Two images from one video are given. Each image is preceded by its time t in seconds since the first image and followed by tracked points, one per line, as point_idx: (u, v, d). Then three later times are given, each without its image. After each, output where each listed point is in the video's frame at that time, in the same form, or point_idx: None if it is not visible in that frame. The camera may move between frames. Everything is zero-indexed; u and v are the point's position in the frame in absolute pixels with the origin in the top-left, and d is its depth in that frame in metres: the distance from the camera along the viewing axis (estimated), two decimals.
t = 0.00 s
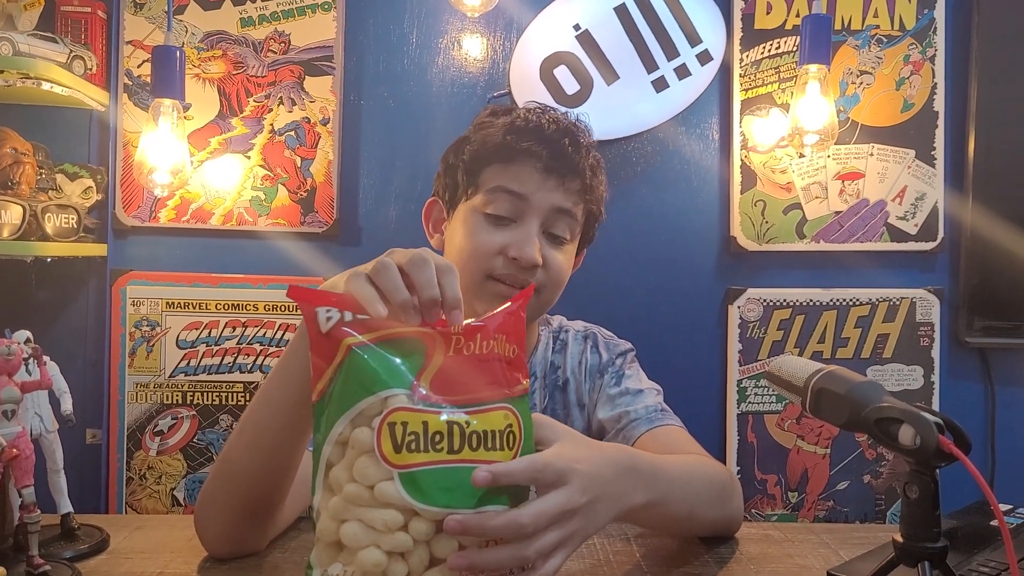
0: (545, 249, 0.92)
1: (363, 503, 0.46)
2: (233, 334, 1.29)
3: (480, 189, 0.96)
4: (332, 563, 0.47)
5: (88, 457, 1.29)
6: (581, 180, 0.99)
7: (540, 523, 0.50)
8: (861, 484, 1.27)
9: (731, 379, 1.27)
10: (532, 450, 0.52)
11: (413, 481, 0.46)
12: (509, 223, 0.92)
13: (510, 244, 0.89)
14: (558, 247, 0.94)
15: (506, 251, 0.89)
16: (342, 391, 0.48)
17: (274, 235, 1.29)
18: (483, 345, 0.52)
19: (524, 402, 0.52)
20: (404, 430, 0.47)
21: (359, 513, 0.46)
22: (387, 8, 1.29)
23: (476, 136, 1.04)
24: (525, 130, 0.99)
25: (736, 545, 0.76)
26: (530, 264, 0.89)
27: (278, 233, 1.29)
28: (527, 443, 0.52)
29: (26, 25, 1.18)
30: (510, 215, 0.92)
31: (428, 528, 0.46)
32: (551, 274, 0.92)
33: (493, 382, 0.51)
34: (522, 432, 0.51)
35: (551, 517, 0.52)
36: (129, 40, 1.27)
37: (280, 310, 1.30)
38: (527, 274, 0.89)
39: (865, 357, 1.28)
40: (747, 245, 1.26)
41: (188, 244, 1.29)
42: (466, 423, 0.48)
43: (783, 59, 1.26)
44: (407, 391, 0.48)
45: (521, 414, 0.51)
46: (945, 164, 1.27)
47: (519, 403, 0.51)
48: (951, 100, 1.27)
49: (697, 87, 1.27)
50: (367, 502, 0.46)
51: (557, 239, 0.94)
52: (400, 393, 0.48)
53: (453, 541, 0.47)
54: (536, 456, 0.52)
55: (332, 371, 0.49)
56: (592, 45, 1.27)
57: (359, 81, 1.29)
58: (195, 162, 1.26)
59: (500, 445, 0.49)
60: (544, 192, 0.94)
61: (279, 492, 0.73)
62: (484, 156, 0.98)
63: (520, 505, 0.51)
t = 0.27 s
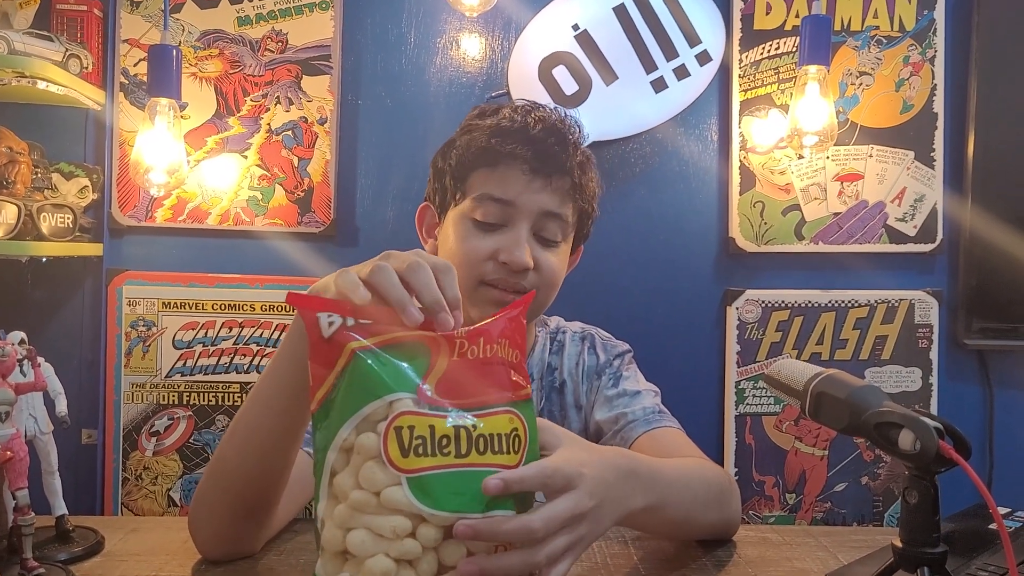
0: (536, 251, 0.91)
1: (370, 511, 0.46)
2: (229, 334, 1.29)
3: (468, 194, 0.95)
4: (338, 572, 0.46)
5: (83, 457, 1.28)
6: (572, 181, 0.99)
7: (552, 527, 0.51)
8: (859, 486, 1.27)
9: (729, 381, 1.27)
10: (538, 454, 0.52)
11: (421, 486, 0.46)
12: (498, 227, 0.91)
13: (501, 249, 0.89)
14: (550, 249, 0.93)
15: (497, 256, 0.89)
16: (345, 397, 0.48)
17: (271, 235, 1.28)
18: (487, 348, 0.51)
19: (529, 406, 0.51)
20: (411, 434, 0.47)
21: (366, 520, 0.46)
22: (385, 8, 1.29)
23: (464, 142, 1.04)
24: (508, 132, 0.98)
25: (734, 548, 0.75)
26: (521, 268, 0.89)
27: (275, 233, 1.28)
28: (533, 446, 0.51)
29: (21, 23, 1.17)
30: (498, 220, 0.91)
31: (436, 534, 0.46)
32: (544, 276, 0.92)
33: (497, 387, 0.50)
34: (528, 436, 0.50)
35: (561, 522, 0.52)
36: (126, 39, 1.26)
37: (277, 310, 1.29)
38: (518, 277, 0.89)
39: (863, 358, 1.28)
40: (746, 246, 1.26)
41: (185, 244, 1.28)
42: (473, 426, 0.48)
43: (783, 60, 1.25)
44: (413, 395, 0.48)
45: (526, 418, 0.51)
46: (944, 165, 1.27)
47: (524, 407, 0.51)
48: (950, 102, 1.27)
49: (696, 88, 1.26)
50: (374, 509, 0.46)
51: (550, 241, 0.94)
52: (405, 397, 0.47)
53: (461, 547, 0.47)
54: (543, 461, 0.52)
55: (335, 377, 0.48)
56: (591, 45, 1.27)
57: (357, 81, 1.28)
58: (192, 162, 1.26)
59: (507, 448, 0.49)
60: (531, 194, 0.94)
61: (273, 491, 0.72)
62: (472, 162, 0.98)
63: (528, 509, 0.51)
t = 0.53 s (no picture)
0: (536, 250, 0.91)
1: (378, 513, 0.45)
2: (228, 333, 1.28)
3: (471, 194, 0.96)
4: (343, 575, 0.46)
5: (82, 455, 1.28)
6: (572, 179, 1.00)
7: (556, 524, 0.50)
8: (859, 486, 1.27)
9: (729, 380, 1.27)
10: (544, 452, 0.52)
11: (432, 490, 0.46)
12: (496, 228, 0.91)
13: (500, 250, 0.88)
14: (550, 248, 0.93)
15: (497, 257, 0.88)
16: (355, 397, 0.47)
17: (270, 233, 1.28)
18: (495, 351, 0.51)
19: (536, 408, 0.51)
20: (423, 437, 0.46)
21: (374, 523, 0.45)
22: (385, 5, 1.28)
23: (458, 144, 1.06)
24: (503, 132, 1.00)
25: (735, 548, 0.75)
26: (521, 267, 0.88)
27: (274, 232, 1.28)
28: (539, 445, 0.51)
29: (19, 19, 1.19)
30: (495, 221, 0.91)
31: (445, 538, 0.45)
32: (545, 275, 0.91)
33: (507, 390, 0.50)
34: (536, 440, 0.50)
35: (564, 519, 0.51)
36: (124, 35, 1.26)
37: (275, 309, 1.29)
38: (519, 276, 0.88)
39: (863, 359, 1.27)
40: (746, 246, 1.26)
41: (191, 242, 1.28)
42: (484, 431, 0.48)
43: (784, 59, 1.25)
44: (425, 397, 0.47)
45: (535, 421, 0.50)
46: (946, 165, 1.27)
47: (532, 409, 0.51)
48: (952, 101, 1.27)
49: (697, 87, 1.26)
50: (383, 512, 0.45)
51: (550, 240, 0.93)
52: (418, 400, 0.47)
53: (468, 551, 0.47)
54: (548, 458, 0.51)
55: (343, 375, 0.48)
56: (592, 43, 1.26)
57: (356, 79, 1.28)
58: (191, 160, 1.25)
59: (516, 453, 0.48)
60: (528, 193, 0.94)
61: (275, 494, 0.72)
62: (470, 165, 1.00)
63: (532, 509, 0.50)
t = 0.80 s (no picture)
0: (533, 244, 0.91)
1: (387, 518, 0.45)
2: (229, 330, 1.28)
3: (469, 190, 0.95)
4: None
5: (83, 453, 1.28)
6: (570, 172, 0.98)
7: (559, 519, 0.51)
8: (859, 484, 1.27)
9: (730, 379, 1.27)
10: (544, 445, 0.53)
11: (443, 495, 0.46)
12: (492, 223, 0.91)
13: (497, 245, 0.89)
14: (549, 241, 0.92)
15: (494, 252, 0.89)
16: (367, 398, 0.46)
17: (271, 231, 1.28)
18: (506, 348, 0.50)
19: (540, 402, 0.52)
20: (437, 444, 0.46)
21: (383, 527, 0.45)
22: (386, 3, 1.28)
23: (452, 141, 1.06)
24: (496, 128, 0.99)
25: (737, 546, 0.75)
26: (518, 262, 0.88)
27: (275, 230, 1.28)
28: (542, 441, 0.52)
29: (20, 17, 1.20)
30: (493, 217, 0.91)
31: (452, 542, 0.46)
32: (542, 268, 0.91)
33: (516, 387, 0.50)
34: (539, 438, 0.51)
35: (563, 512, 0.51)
36: (125, 33, 1.26)
37: (276, 307, 1.29)
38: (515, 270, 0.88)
39: (864, 357, 1.28)
40: (747, 244, 1.26)
41: (186, 240, 1.28)
42: (495, 434, 0.48)
43: (785, 57, 1.25)
44: (439, 401, 0.47)
45: (539, 418, 0.51)
46: (947, 164, 1.27)
47: (536, 406, 0.51)
48: (953, 99, 1.27)
49: (698, 85, 1.26)
50: (392, 517, 0.45)
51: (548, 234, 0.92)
52: (433, 404, 0.47)
53: (474, 553, 0.47)
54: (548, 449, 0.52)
55: (349, 375, 0.47)
56: (593, 41, 1.26)
57: (358, 77, 1.28)
58: (192, 157, 1.25)
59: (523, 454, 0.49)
60: (522, 186, 0.93)
61: (279, 493, 0.72)
62: (464, 160, 0.99)
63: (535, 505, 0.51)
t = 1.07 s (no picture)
0: (524, 237, 0.89)
1: (375, 513, 0.45)
2: (225, 329, 1.28)
3: (459, 186, 0.95)
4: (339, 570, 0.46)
5: (78, 452, 1.27)
6: (559, 163, 0.96)
7: (549, 516, 0.49)
8: (857, 483, 1.27)
9: (727, 377, 1.27)
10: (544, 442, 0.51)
11: (431, 493, 0.45)
12: (484, 217, 0.90)
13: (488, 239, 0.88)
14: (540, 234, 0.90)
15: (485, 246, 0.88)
16: (354, 397, 0.46)
17: (268, 229, 1.27)
18: (500, 345, 0.49)
19: (540, 400, 0.50)
20: (423, 442, 0.45)
21: (371, 522, 0.45)
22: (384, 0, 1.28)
23: (442, 138, 1.06)
24: (485, 122, 0.99)
25: (734, 545, 0.75)
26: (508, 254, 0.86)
27: (271, 228, 1.27)
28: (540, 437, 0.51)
29: (16, 14, 1.16)
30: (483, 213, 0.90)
31: (441, 539, 0.45)
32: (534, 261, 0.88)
33: (510, 386, 0.49)
34: (537, 435, 0.50)
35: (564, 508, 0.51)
36: (121, 30, 1.25)
37: (273, 305, 1.28)
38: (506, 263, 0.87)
39: (862, 355, 1.28)
40: (745, 242, 1.26)
41: (182, 237, 1.27)
42: (485, 432, 0.47)
43: (783, 55, 1.25)
44: (427, 398, 0.46)
45: (537, 414, 0.50)
46: (944, 162, 1.27)
47: (534, 402, 0.50)
48: (951, 98, 1.27)
49: (696, 83, 1.26)
50: (380, 512, 0.45)
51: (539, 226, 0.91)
52: (420, 402, 0.46)
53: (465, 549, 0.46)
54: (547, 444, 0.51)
55: (340, 374, 0.47)
56: (591, 39, 1.26)
57: (355, 75, 1.27)
58: (188, 155, 1.25)
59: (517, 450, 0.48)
60: (511, 178, 0.92)
61: (276, 493, 0.72)
62: (453, 158, 0.99)
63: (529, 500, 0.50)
